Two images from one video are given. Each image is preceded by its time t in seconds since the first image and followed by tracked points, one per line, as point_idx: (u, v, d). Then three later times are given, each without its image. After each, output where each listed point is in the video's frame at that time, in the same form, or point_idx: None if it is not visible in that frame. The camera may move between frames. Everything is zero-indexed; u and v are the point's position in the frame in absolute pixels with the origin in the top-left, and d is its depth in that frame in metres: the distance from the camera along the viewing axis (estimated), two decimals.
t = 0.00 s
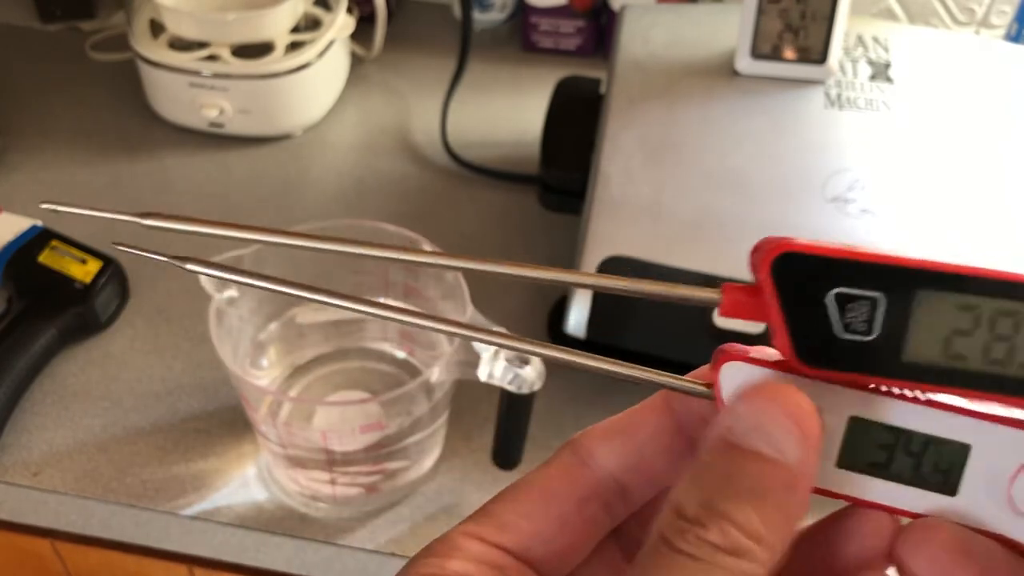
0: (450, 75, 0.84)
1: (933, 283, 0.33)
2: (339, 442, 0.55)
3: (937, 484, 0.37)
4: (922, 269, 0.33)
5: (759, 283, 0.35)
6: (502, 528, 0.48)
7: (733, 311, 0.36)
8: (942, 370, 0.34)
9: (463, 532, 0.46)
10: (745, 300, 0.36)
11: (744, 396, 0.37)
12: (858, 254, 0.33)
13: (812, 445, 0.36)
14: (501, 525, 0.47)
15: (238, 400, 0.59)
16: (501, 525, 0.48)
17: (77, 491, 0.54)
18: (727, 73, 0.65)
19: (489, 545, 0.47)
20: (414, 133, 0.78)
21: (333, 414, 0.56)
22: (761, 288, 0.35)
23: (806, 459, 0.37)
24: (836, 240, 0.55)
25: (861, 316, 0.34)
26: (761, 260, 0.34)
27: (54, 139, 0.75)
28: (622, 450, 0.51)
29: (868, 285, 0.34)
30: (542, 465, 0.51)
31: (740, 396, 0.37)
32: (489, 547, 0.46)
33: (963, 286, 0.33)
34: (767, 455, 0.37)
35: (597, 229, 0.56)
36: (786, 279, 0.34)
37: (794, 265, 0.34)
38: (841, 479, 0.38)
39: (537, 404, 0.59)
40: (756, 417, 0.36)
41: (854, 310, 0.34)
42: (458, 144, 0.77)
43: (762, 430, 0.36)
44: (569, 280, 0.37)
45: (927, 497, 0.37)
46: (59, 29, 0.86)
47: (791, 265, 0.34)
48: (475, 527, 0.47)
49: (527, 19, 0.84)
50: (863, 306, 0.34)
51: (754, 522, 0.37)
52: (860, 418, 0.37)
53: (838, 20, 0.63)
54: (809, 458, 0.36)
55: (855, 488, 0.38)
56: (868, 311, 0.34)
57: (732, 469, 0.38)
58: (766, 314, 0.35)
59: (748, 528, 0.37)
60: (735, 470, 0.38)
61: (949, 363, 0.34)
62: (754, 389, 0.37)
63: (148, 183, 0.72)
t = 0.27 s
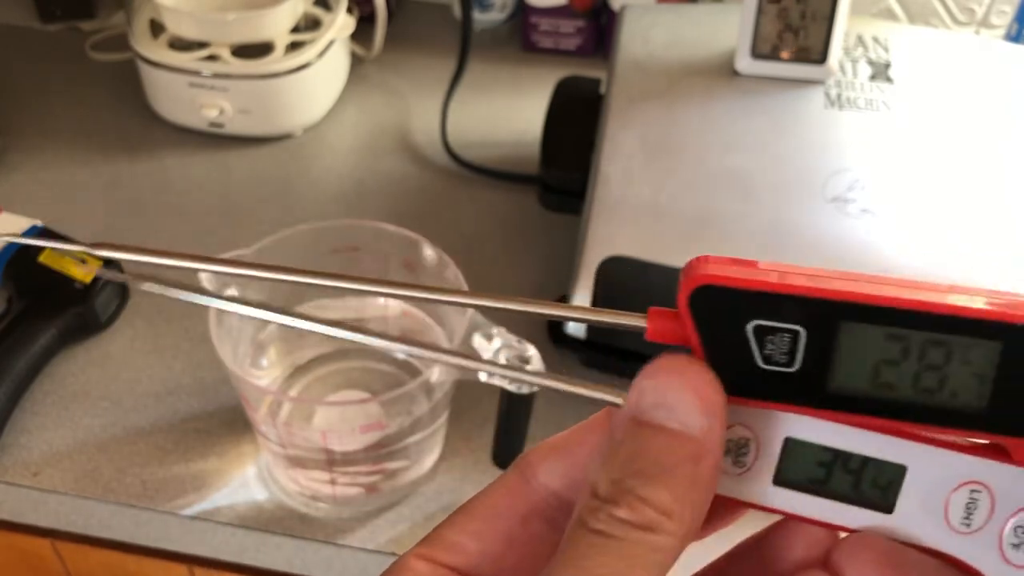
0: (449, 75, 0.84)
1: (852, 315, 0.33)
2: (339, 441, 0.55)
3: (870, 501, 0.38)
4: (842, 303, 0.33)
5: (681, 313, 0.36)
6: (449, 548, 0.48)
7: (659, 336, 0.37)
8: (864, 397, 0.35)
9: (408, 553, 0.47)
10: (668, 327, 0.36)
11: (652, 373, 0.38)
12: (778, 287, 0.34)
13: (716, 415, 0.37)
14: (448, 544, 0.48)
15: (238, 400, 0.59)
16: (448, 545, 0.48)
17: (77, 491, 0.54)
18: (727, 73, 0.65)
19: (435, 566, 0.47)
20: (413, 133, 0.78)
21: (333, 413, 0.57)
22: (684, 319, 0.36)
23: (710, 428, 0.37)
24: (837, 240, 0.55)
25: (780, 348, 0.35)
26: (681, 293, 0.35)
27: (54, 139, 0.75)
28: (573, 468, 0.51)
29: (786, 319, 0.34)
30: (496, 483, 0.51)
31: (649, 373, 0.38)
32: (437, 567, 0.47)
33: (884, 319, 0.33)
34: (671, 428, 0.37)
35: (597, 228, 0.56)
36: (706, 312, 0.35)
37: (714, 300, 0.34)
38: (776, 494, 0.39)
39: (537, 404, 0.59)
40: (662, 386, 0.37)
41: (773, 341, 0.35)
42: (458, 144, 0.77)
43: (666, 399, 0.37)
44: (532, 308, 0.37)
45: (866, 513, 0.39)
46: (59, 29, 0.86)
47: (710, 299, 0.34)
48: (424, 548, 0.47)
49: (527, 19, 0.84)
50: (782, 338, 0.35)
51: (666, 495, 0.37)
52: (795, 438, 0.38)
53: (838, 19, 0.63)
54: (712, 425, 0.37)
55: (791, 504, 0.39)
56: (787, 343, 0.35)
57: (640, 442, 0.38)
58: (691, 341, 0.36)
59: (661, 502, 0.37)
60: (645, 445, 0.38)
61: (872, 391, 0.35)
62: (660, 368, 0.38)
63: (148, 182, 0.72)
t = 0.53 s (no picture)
0: (449, 75, 0.84)
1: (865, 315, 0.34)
2: (338, 442, 0.55)
3: (828, 507, 0.37)
4: (858, 303, 0.33)
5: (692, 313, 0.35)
6: (404, 547, 0.48)
7: (666, 340, 0.36)
8: (874, 402, 0.35)
9: (357, 550, 0.47)
10: (678, 328, 0.35)
11: (641, 389, 0.37)
12: (791, 286, 0.34)
13: (701, 431, 0.36)
14: (400, 544, 0.48)
15: (238, 400, 0.59)
16: (401, 545, 0.48)
17: (77, 491, 0.54)
18: (727, 72, 0.65)
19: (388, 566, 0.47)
20: (413, 133, 0.78)
21: (333, 414, 0.57)
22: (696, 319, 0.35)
23: (697, 446, 0.36)
24: (837, 240, 0.55)
25: (792, 348, 0.35)
26: (695, 291, 0.34)
27: (54, 139, 0.75)
28: (516, 465, 0.52)
29: (799, 316, 0.34)
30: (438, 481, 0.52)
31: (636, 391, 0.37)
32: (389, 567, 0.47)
33: (898, 320, 0.33)
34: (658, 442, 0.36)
35: (597, 229, 0.56)
36: (719, 310, 0.34)
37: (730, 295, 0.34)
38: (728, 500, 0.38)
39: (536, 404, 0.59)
40: (652, 399, 0.36)
41: (787, 341, 0.34)
42: (458, 144, 0.77)
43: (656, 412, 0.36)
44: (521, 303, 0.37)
45: (821, 520, 0.37)
46: (59, 29, 0.86)
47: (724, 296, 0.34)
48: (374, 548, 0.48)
49: (527, 19, 0.84)
50: (796, 337, 0.34)
51: (648, 508, 0.36)
52: (759, 442, 0.37)
53: (838, 20, 0.63)
54: (695, 446, 0.36)
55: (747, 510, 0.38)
56: (800, 343, 0.34)
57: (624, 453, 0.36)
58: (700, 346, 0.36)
59: (643, 513, 0.36)
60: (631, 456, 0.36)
61: (880, 396, 0.35)
62: (651, 388, 0.37)
63: (148, 182, 0.72)
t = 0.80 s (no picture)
0: (449, 75, 0.84)
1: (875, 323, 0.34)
2: (338, 441, 0.55)
3: (860, 524, 0.37)
4: (869, 310, 0.34)
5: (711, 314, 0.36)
6: (427, 556, 0.47)
7: (684, 340, 0.36)
8: (879, 408, 0.35)
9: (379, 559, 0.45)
10: (698, 330, 0.36)
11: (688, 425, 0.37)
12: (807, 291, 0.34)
13: (752, 474, 0.37)
14: (425, 555, 0.47)
15: (238, 400, 0.59)
16: (426, 554, 0.47)
17: (77, 491, 0.54)
18: (727, 72, 0.65)
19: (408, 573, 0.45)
20: (413, 133, 0.78)
21: (333, 414, 0.57)
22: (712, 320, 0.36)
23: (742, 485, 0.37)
24: (837, 240, 0.55)
25: (803, 350, 0.35)
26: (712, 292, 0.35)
27: (54, 139, 0.75)
28: (539, 476, 0.52)
29: (812, 318, 0.34)
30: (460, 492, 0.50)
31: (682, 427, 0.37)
32: None
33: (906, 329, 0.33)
34: (706, 479, 0.37)
35: (597, 229, 0.56)
36: (735, 310, 0.35)
37: (744, 296, 0.35)
38: (769, 517, 0.38)
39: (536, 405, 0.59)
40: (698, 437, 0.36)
41: (796, 344, 0.35)
42: (458, 144, 0.77)
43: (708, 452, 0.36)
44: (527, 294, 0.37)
45: (851, 535, 0.37)
46: (59, 29, 0.86)
47: (739, 296, 0.35)
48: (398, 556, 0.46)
49: (527, 19, 0.84)
50: (806, 340, 0.35)
51: (698, 542, 0.37)
52: (790, 454, 0.37)
53: (838, 20, 0.63)
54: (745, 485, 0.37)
55: (783, 526, 0.38)
56: (810, 345, 0.35)
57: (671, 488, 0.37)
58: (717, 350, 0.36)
59: (693, 548, 0.37)
60: (681, 492, 0.37)
61: (887, 404, 0.35)
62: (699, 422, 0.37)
63: (148, 182, 0.72)
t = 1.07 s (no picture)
0: (449, 75, 0.84)
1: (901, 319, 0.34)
2: (338, 441, 0.55)
3: (879, 519, 0.37)
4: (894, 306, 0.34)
5: (735, 312, 0.36)
6: (461, 549, 0.48)
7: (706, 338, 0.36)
8: (905, 405, 0.35)
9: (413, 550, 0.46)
10: (722, 328, 0.36)
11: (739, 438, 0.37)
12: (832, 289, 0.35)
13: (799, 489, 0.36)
14: (458, 547, 0.47)
15: (238, 400, 0.59)
16: (460, 547, 0.48)
17: (77, 491, 0.54)
18: (727, 72, 0.65)
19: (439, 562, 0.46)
20: (414, 133, 0.78)
21: (333, 414, 0.57)
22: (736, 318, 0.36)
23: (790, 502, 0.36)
24: (837, 240, 0.55)
25: (829, 348, 0.35)
26: (737, 289, 0.35)
27: (54, 139, 0.75)
28: (577, 472, 0.52)
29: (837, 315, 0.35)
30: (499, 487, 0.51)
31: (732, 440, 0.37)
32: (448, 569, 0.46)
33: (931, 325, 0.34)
34: (756, 493, 0.36)
35: (597, 229, 0.56)
36: (760, 307, 0.35)
37: (770, 292, 0.35)
38: (813, 518, 0.38)
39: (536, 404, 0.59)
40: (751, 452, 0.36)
41: (821, 341, 0.35)
42: (458, 144, 0.77)
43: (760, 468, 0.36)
44: (532, 289, 0.37)
45: (869, 529, 0.37)
46: (59, 29, 0.86)
47: (764, 294, 0.35)
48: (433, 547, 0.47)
49: (527, 19, 0.84)
50: (832, 338, 0.35)
51: (744, 553, 0.37)
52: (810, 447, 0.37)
53: (838, 20, 0.63)
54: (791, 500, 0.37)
55: (827, 526, 0.38)
56: (837, 343, 0.35)
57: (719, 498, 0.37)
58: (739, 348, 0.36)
59: (738, 559, 0.37)
60: (729, 503, 0.37)
61: (913, 402, 0.35)
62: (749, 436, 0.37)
63: (148, 183, 0.72)
